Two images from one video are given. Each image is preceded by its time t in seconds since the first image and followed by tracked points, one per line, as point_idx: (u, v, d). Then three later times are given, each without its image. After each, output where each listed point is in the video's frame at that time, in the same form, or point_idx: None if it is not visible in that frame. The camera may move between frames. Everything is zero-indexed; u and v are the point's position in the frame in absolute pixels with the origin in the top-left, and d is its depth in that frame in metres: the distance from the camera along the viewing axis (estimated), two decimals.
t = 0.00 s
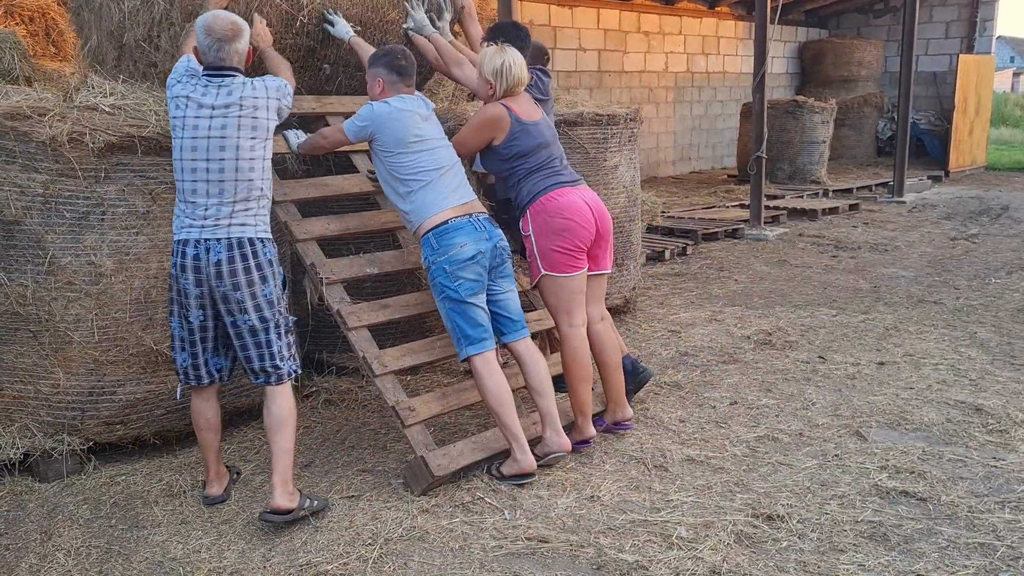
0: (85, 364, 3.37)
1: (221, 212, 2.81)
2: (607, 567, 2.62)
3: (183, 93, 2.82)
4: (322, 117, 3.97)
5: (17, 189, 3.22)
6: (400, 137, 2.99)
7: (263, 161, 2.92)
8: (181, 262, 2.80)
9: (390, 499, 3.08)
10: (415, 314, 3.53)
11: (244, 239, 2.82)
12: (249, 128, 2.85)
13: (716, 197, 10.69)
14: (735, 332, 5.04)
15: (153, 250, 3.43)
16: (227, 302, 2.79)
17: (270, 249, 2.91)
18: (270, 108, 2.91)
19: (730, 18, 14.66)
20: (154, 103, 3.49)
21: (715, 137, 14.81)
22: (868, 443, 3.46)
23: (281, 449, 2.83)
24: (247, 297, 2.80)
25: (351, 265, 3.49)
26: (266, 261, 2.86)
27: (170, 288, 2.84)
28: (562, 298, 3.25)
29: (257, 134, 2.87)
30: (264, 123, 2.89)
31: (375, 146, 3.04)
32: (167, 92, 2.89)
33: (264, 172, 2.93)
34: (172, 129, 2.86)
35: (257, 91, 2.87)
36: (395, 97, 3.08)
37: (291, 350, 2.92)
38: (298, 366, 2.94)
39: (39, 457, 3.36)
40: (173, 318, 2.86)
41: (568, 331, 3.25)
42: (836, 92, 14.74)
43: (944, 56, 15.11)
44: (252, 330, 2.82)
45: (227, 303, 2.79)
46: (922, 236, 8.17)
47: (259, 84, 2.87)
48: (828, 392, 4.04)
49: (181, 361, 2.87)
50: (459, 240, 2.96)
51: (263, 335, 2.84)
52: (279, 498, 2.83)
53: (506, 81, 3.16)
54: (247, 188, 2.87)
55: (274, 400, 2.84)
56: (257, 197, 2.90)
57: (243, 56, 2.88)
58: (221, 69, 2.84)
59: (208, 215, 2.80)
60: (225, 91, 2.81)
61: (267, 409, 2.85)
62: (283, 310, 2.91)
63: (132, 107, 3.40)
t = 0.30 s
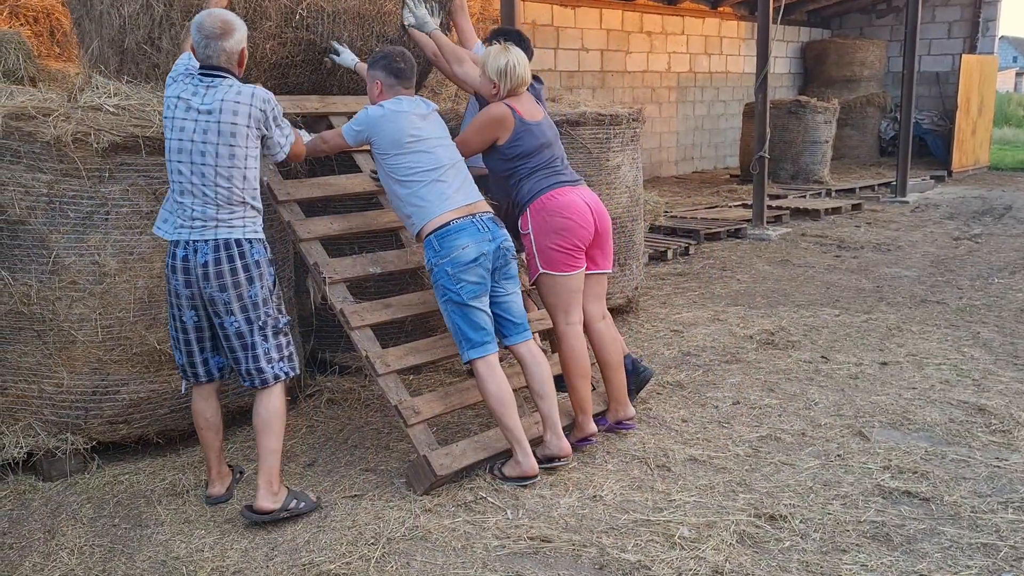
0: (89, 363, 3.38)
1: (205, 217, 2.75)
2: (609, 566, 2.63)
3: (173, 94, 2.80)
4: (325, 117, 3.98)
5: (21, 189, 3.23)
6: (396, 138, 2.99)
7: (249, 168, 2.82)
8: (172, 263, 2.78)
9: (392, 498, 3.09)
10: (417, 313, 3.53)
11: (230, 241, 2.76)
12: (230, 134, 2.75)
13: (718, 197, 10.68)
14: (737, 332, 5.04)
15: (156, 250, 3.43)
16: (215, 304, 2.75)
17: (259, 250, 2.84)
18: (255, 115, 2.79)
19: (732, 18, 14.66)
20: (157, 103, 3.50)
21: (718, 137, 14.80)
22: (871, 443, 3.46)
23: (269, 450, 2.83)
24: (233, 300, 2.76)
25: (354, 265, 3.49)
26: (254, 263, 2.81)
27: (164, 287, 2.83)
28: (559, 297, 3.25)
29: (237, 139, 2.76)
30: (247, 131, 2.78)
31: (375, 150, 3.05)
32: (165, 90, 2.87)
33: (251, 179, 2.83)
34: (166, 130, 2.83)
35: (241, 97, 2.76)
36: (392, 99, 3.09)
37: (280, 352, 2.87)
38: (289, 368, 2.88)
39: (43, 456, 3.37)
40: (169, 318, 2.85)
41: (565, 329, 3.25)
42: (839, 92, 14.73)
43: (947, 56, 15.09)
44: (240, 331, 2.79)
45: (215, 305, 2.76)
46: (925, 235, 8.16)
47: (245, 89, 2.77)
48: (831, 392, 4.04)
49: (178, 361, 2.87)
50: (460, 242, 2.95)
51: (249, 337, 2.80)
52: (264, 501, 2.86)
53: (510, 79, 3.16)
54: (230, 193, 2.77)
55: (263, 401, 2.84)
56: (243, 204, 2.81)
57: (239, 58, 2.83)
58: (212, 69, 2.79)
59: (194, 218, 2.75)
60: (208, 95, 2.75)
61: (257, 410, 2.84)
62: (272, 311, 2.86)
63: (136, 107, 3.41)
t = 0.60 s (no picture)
0: (103, 371, 3.42)
1: (223, 237, 2.73)
2: None
3: (195, 110, 2.77)
4: (338, 128, 4.01)
5: (40, 200, 3.27)
6: (398, 156, 2.96)
7: (267, 193, 2.77)
8: (192, 279, 2.78)
9: (402, 510, 3.10)
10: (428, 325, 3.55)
11: (247, 260, 2.74)
12: (248, 157, 2.70)
13: (728, 207, 10.68)
14: (748, 345, 5.04)
15: (171, 260, 3.46)
16: (229, 323, 2.73)
17: (277, 270, 2.81)
18: (274, 140, 2.73)
19: (742, 28, 14.68)
20: (173, 115, 3.53)
21: (728, 147, 14.79)
22: (884, 458, 3.45)
23: (273, 474, 2.82)
24: (247, 319, 2.73)
25: (366, 275, 3.51)
26: (270, 283, 2.77)
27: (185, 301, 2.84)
28: (570, 308, 3.26)
29: (255, 163, 2.71)
30: (266, 155, 2.73)
31: (380, 169, 3.04)
32: (187, 106, 2.85)
33: (269, 203, 2.79)
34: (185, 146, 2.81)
35: (263, 120, 2.71)
36: (398, 112, 3.03)
37: (292, 374, 2.82)
38: (299, 391, 2.84)
39: (57, 464, 3.39)
40: (189, 332, 2.85)
41: (574, 340, 3.26)
42: (850, 102, 14.72)
43: (960, 67, 15.06)
44: (252, 352, 2.76)
45: (230, 323, 2.74)
46: (937, 247, 8.14)
47: (268, 113, 2.72)
48: (843, 406, 4.03)
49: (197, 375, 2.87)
50: (467, 259, 2.97)
51: (260, 358, 2.76)
52: (267, 523, 2.87)
53: (522, 92, 3.18)
54: (248, 218, 2.75)
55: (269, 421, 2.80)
56: (260, 228, 2.78)
57: (269, 78, 2.79)
58: (242, 88, 2.76)
59: (213, 237, 2.74)
60: (230, 116, 2.71)
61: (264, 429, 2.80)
62: (285, 332, 2.82)
63: (152, 120, 3.45)
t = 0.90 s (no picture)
0: (142, 420, 3.45)
1: (270, 292, 2.76)
2: None
3: (251, 165, 2.83)
4: (376, 181, 4.07)
5: (87, 250, 3.36)
6: (430, 211, 3.01)
7: (314, 250, 2.79)
8: (239, 334, 2.81)
9: (435, 565, 3.07)
10: (462, 376, 3.56)
11: (293, 316, 2.76)
12: (298, 213, 2.74)
13: (763, 259, 10.62)
14: (786, 400, 4.96)
15: (211, 310, 3.51)
16: (272, 379, 2.75)
17: (321, 327, 2.83)
18: (325, 198, 2.75)
19: (776, 80, 14.75)
20: (217, 169, 3.62)
21: (762, 198, 14.75)
22: (929, 521, 3.36)
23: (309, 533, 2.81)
24: (290, 376, 2.75)
25: (402, 327, 3.53)
26: (314, 340, 2.79)
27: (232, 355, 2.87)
28: (606, 362, 3.24)
29: (304, 219, 2.75)
30: (317, 213, 2.75)
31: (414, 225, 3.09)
32: (241, 163, 2.90)
33: (316, 261, 2.80)
34: (236, 202, 2.84)
35: (318, 177, 2.75)
36: (432, 167, 3.07)
37: (332, 434, 2.81)
38: (341, 452, 2.83)
39: (94, 513, 3.41)
40: (234, 387, 2.88)
41: (611, 395, 3.23)
42: (886, 154, 14.65)
43: (998, 119, 14.95)
44: (293, 409, 2.77)
45: (273, 380, 2.76)
46: (979, 302, 8.00)
47: (324, 171, 2.77)
48: (885, 465, 3.94)
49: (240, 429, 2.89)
50: (502, 314, 2.98)
51: (300, 416, 2.77)
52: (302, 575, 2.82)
53: (558, 147, 3.22)
54: (295, 273, 2.77)
55: (305, 483, 2.80)
56: (307, 285, 2.79)
57: (329, 134, 2.85)
58: (302, 143, 2.82)
59: (260, 292, 2.77)
60: (285, 172, 2.76)
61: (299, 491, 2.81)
62: (327, 391, 2.82)
63: (197, 173, 3.54)
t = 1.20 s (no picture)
0: (187, 480, 3.48)
1: (313, 356, 2.76)
2: None
3: (295, 231, 2.85)
4: (421, 244, 4.12)
5: (140, 310, 3.44)
6: (480, 280, 3.02)
7: (359, 314, 2.81)
8: (281, 399, 2.82)
9: None
10: (505, 440, 3.55)
11: (336, 382, 2.77)
12: (347, 278, 2.77)
13: (809, 321, 10.47)
14: (836, 469, 4.84)
15: (258, 370, 3.54)
16: (314, 445, 2.75)
17: (364, 393, 2.82)
18: (373, 263, 2.79)
19: (821, 142, 14.73)
20: (268, 232, 3.70)
21: (808, 259, 14.59)
22: None
23: None
24: (332, 442, 2.75)
25: (445, 390, 3.54)
26: (356, 406, 2.79)
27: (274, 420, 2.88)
28: (652, 430, 3.20)
29: (352, 284, 2.77)
30: (364, 277, 2.78)
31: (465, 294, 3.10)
32: (283, 231, 2.94)
33: (361, 325, 2.81)
34: (279, 268, 2.87)
35: (366, 242, 2.79)
36: (480, 240, 3.11)
37: (372, 502, 2.81)
38: (380, 520, 2.82)
39: (136, 571, 3.48)
40: (276, 452, 2.89)
41: (656, 463, 3.19)
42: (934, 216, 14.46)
43: None
44: (334, 476, 2.76)
45: (314, 446, 2.76)
46: None
47: (372, 236, 2.81)
48: (941, 540, 3.80)
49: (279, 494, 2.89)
50: (564, 378, 2.96)
51: (341, 483, 2.77)
52: None
53: (604, 213, 3.26)
54: (341, 337, 2.78)
55: (345, 552, 2.80)
56: (348, 350, 2.79)
57: (372, 198, 2.89)
58: (346, 208, 2.85)
59: (304, 356, 2.78)
60: (331, 237, 2.78)
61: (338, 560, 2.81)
62: (368, 458, 2.82)
63: (248, 236, 3.61)
